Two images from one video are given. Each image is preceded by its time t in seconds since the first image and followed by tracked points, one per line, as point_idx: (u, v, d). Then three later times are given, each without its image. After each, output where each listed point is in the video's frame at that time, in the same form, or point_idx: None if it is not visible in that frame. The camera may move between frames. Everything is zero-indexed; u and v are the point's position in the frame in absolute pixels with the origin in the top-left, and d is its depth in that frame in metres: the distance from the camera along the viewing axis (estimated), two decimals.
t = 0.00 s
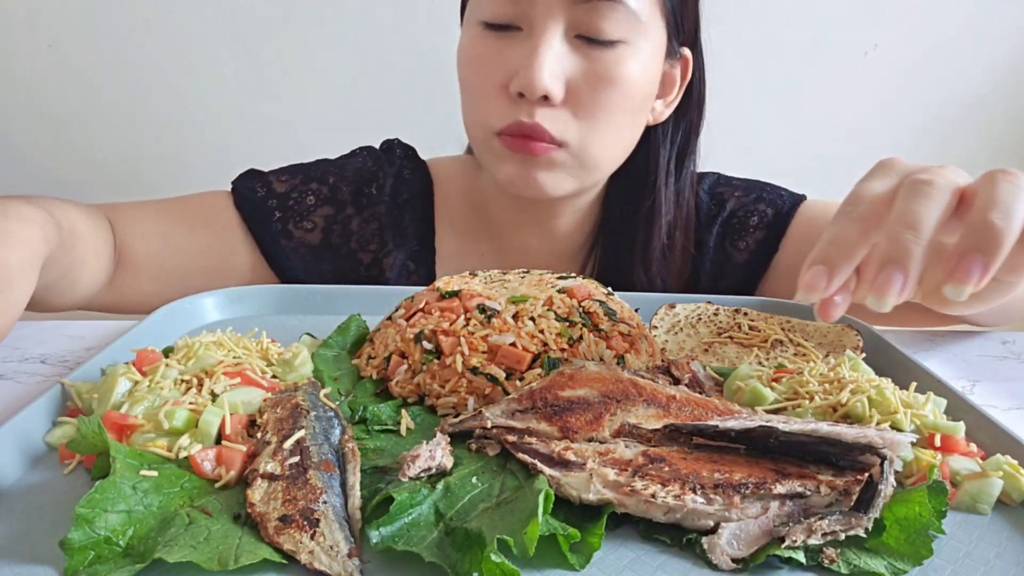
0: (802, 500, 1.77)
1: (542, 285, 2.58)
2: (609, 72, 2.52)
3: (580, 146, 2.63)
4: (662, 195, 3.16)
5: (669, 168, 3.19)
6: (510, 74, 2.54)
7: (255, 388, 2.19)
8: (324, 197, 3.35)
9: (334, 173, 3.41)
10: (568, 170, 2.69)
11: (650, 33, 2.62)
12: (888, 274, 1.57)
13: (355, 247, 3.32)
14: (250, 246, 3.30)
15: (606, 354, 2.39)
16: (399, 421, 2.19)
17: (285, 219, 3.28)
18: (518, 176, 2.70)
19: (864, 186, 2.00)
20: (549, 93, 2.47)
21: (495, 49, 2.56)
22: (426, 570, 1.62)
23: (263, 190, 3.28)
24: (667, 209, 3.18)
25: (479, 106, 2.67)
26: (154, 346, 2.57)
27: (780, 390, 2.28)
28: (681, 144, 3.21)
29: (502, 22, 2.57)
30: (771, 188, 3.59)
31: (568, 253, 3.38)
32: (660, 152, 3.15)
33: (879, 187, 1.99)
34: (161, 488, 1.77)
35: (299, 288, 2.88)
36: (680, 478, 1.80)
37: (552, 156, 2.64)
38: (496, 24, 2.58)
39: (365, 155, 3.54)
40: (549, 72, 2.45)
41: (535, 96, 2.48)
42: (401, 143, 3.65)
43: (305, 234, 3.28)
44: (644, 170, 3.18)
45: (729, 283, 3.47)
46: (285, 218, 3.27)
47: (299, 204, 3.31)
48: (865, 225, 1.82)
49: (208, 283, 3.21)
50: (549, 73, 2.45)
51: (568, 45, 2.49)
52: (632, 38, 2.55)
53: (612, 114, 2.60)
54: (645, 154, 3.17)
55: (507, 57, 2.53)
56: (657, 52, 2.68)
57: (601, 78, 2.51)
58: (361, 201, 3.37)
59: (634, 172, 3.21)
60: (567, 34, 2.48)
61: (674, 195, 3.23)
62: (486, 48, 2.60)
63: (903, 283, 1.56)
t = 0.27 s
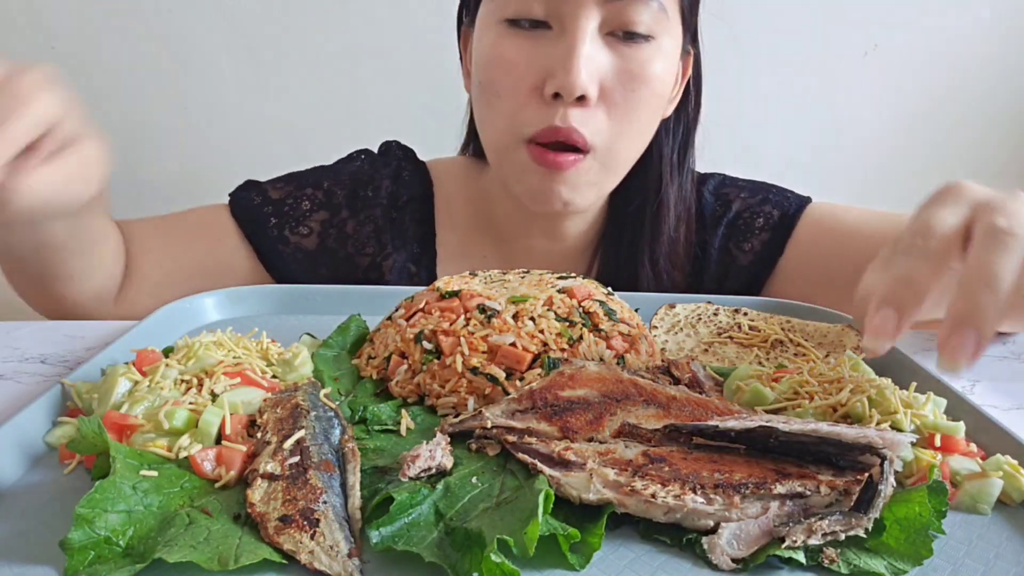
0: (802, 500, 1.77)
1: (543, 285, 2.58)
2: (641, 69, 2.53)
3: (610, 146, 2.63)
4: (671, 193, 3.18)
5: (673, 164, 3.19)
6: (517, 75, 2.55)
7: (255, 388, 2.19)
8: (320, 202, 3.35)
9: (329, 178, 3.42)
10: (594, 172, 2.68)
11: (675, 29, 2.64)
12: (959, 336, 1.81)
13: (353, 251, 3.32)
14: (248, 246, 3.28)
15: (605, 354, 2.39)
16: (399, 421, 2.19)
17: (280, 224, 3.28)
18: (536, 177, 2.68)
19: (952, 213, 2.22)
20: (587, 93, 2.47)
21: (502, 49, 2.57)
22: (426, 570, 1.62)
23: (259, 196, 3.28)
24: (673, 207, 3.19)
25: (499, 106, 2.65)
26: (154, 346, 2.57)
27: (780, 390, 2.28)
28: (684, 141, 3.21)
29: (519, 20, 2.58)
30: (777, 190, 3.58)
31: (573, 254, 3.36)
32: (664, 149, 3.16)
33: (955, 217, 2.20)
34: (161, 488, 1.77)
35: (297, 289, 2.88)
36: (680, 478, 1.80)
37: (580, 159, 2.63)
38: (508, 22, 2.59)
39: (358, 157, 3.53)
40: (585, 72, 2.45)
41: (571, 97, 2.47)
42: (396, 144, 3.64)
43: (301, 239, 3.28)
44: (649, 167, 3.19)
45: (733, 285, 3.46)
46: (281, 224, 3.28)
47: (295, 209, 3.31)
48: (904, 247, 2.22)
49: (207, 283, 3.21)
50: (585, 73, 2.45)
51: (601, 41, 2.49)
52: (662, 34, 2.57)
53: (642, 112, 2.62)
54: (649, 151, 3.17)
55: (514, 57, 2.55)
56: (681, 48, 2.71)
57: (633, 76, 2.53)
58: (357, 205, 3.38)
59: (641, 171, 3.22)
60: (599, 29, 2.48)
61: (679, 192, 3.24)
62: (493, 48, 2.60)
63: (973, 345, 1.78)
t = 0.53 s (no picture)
0: (802, 500, 1.76)
1: (543, 285, 2.58)
2: (642, 68, 2.53)
3: (612, 145, 2.62)
4: (668, 192, 3.19)
5: (671, 163, 3.19)
6: (518, 76, 2.54)
7: (255, 388, 2.19)
8: (322, 199, 3.35)
9: (331, 175, 3.41)
10: (595, 170, 2.67)
11: (675, 27, 2.64)
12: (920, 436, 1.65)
13: (355, 249, 3.31)
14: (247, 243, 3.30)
15: (606, 354, 2.39)
16: (399, 421, 2.19)
17: (283, 222, 3.27)
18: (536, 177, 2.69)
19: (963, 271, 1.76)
20: (587, 92, 2.47)
21: (502, 48, 2.56)
22: (426, 570, 1.61)
23: (261, 194, 3.28)
24: (670, 205, 3.19)
25: (498, 105, 2.64)
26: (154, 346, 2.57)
27: (780, 390, 2.27)
28: (680, 139, 3.20)
29: (520, 20, 2.56)
30: (773, 184, 3.57)
31: (574, 255, 3.35)
32: (661, 148, 3.15)
33: (973, 286, 1.73)
34: (161, 488, 1.77)
35: (299, 289, 2.89)
36: (680, 478, 1.80)
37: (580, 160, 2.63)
38: (508, 21, 2.58)
39: (359, 155, 3.53)
40: (585, 71, 2.44)
41: (571, 96, 2.47)
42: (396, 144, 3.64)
43: (304, 236, 3.28)
44: (647, 166, 3.18)
45: (730, 282, 3.47)
46: (284, 221, 3.27)
47: (298, 206, 3.31)
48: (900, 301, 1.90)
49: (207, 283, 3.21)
50: (585, 71, 2.44)
51: (601, 40, 2.48)
52: (661, 33, 2.57)
53: (642, 110, 2.62)
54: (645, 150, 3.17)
55: (515, 58, 2.54)
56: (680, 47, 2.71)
57: (633, 74, 2.52)
58: (360, 202, 3.38)
59: (637, 170, 3.21)
60: (599, 28, 2.47)
61: (674, 190, 3.23)
62: (493, 47, 2.60)
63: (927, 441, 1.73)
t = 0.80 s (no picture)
0: (802, 501, 1.75)
1: (543, 285, 2.58)
2: (634, 71, 2.49)
3: (605, 147, 2.62)
4: (661, 190, 3.16)
5: (664, 162, 3.17)
6: (514, 77, 2.52)
7: (255, 389, 2.19)
8: (338, 190, 3.35)
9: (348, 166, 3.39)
10: (589, 170, 2.67)
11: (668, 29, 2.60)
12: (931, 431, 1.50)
13: (369, 241, 3.32)
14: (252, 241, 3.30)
15: (606, 354, 2.39)
16: (399, 421, 2.19)
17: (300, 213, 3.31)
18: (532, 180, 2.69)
19: (944, 285, 1.44)
20: (578, 95, 2.44)
21: (497, 50, 2.54)
22: (426, 570, 1.62)
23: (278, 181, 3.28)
24: (663, 203, 3.17)
25: (491, 108, 2.63)
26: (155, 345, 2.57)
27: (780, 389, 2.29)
28: (673, 139, 3.18)
29: (514, 22, 2.53)
30: (766, 178, 3.54)
31: (570, 251, 3.37)
32: (655, 147, 3.12)
33: (960, 271, 1.45)
34: (161, 488, 1.77)
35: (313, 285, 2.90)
36: (680, 480, 1.80)
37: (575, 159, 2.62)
38: (501, 22, 2.55)
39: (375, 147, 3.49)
40: (577, 74, 2.42)
41: (564, 99, 2.45)
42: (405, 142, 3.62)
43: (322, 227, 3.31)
44: (640, 166, 3.15)
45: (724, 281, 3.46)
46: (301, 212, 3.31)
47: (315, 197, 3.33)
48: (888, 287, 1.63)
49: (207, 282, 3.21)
50: (577, 75, 2.42)
51: (592, 42, 2.45)
52: (655, 35, 2.52)
53: (634, 113, 2.59)
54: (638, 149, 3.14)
55: (511, 60, 2.51)
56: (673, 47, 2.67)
57: (625, 78, 2.49)
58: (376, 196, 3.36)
59: (630, 170, 3.18)
60: (591, 31, 2.44)
61: (668, 190, 3.21)
62: (489, 48, 2.57)
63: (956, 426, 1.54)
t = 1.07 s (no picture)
0: (802, 501, 1.75)
1: (542, 285, 2.58)
2: (631, 66, 2.48)
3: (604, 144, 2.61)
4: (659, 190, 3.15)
5: (662, 161, 3.16)
6: (511, 76, 2.51)
7: (255, 388, 2.19)
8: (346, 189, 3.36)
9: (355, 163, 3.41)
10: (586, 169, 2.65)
11: (662, 27, 2.61)
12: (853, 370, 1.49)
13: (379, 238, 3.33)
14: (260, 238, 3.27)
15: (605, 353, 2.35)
16: (399, 421, 2.19)
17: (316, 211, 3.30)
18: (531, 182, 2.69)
19: (908, 258, 1.28)
20: (576, 90, 2.43)
21: (495, 49, 2.53)
22: (426, 570, 1.62)
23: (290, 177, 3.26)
24: (660, 203, 3.17)
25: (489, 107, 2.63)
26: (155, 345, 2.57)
27: (781, 390, 2.31)
28: (672, 138, 3.19)
29: (514, 21, 2.51)
30: (761, 178, 3.55)
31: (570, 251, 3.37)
32: (654, 146, 3.12)
33: (927, 242, 1.28)
34: (161, 488, 1.77)
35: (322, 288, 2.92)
36: (680, 480, 1.80)
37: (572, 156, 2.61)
38: (498, 21, 2.54)
39: (384, 148, 3.54)
40: (574, 70, 2.41)
41: (561, 95, 2.43)
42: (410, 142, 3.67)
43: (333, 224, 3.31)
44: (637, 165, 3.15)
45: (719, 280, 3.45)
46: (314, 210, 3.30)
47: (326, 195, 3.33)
48: (844, 216, 1.43)
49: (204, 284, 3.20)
50: (574, 70, 2.41)
51: (588, 38, 2.44)
52: (651, 32, 2.54)
53: (632, 110, 2.58)
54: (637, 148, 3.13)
55: (512, 60, 2.50)
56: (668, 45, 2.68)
57: (624, 74, 2.48)
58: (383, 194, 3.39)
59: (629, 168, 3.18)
60: (588, 28, 2.43)
61: (666, 189, 3.20)
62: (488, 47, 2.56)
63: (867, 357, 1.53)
